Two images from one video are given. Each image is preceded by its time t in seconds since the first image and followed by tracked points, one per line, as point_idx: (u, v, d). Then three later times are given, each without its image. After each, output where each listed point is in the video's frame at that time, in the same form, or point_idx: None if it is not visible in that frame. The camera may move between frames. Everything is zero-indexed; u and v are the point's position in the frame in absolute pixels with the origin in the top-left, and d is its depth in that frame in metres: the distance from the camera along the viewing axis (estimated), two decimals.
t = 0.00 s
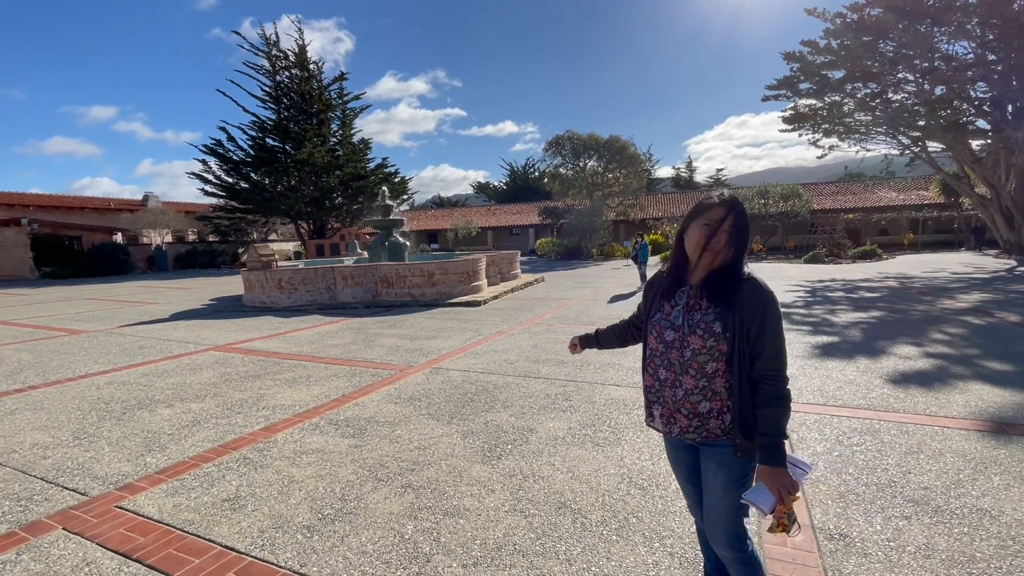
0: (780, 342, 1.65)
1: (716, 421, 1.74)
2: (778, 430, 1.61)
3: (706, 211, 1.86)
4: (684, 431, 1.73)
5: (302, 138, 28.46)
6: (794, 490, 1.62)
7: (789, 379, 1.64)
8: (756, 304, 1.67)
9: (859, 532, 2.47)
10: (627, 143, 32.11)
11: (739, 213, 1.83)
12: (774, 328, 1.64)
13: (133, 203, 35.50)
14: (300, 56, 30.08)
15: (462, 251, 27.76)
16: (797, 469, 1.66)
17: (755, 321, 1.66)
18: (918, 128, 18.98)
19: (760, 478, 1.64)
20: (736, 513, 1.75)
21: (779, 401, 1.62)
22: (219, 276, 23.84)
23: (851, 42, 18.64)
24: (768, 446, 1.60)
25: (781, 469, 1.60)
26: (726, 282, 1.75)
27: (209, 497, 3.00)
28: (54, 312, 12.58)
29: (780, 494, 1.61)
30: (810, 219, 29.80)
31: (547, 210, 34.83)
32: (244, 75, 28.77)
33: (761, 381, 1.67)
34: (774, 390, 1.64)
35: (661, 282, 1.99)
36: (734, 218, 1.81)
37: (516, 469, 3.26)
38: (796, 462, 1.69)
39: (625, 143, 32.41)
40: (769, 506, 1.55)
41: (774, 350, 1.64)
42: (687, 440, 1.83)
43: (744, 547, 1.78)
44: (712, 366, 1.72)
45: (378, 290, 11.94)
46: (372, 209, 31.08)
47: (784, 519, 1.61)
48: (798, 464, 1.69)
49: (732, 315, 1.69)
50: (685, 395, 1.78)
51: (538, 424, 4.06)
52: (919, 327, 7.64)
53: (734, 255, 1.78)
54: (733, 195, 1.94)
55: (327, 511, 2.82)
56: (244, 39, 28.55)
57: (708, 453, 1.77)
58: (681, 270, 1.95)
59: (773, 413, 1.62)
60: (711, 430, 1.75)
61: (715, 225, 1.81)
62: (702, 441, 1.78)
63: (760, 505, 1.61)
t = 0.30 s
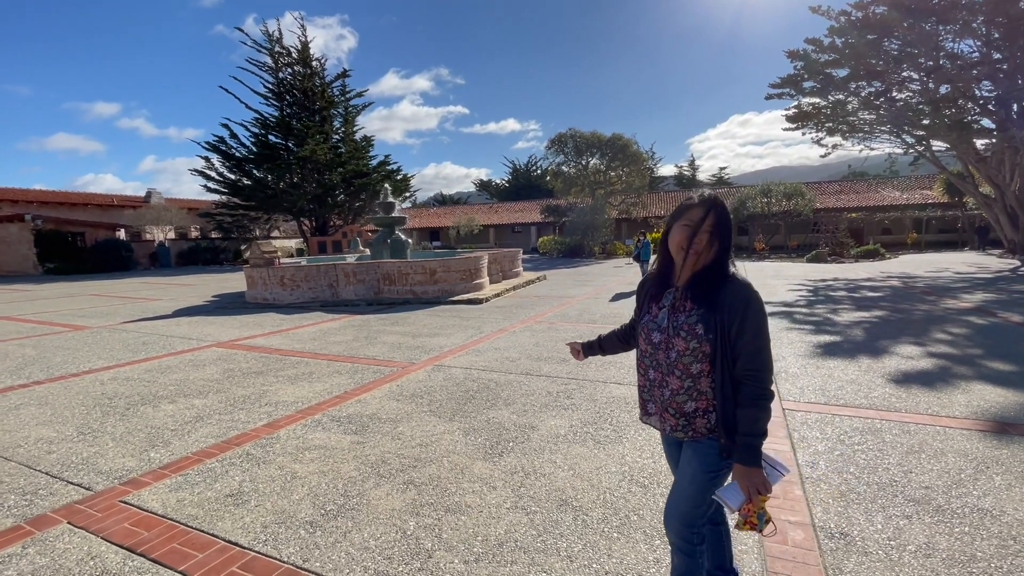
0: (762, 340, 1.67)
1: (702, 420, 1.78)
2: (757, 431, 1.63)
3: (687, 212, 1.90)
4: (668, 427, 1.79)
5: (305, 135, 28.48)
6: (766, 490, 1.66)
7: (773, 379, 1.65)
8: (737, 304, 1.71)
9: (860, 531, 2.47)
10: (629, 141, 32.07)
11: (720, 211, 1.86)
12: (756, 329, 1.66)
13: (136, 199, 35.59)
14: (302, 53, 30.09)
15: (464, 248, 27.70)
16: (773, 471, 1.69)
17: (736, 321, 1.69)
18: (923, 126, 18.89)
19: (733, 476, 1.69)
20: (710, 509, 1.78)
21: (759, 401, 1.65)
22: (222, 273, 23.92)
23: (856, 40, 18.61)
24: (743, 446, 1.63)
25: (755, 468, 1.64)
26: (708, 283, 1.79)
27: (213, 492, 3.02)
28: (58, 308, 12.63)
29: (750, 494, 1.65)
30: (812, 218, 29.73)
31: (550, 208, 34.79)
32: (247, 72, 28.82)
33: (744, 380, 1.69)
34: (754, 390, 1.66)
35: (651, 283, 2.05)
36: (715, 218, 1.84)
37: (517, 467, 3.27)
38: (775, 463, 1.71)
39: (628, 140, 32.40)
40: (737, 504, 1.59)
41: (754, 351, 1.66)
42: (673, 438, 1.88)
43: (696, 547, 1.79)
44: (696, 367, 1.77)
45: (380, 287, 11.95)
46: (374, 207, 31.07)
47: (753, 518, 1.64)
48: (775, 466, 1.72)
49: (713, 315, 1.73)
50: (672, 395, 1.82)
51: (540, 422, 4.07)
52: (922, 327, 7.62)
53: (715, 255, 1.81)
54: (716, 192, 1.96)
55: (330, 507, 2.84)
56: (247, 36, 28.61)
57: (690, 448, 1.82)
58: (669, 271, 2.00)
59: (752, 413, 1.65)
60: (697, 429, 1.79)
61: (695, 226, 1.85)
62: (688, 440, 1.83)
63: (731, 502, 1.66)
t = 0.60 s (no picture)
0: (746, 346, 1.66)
1: (681, 425, 1.80)
2: (740, 440, 1.64)
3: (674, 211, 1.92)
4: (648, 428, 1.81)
5: (309, 132, 28.54)
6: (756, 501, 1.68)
7: (757, 388, 1.65)
8: (719, 308, 1.70)
9: (869, 529, 2.46)
10: (634, 138, 31.99)
11: (707, 209, 1.87)
12: (739, 333, 1.65)
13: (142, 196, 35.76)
14: (307, 50, 30.12)
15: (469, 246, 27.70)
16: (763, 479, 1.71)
17: (716, 326, 1.69)
18: (930, 124, 18.76)
19: (725, 484, 1.71)
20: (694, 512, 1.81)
21: (744, 411, 1.64)
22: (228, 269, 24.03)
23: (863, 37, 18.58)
24: (733, 457, 1.63)
25: (746, 479, 1.65)
26: (691, 284, 1.81)
27: (222, 487, 3.04)
28: (66, 304, 12.72)
29: (739, 503, 1.68)
30: (818, 216, 29.60)
31: (553, 205, 34.76)
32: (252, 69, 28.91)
33: (727, 388, 1.69)
34: (738, 400, 1.65)
35: (641, 281, 2.08)
36: (700, 218, 1.86)
37: (524, 463, 3.28)
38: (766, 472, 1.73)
39: (632, 137, 32.29)
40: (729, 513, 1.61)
41: (737, 358, 1.65)
42: (657, 441, 1.90)
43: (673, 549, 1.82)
44: (675, 370, 1.78)
45: (384, 284, 11.97)
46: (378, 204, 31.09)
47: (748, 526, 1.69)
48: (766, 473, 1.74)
49: (694, 318, 1.74)
50: (652, 398, 1.85)
51: (547, 418, 4.07)
52: (929, 325, 7.57)
53: (700, 255, 1.83)
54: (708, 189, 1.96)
55: (338, 502, 2.85)
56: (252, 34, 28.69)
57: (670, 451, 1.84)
58: (658, 269, 2.03)
59: (739, 422, 1.64)
60: (675, 434, 1.80)
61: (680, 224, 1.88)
62: (667, 444, 1.84)
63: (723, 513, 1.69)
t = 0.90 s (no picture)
0: (733, 350, 1.67)
1: (664, 422, 1.85)
2: (716, 445, 1.65)
3: (675, 203, 1.93)
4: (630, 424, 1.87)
5: (315, 130, 28.62)
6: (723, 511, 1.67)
7: (741, 392, 1.65)
8: (709, 307, 1.71)
9: (886, 527, 2.44)
10: (640, 135, 31.86)
11: (709, 204, 1.88)
12: (726, 334, 1.66)
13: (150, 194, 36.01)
14: (313, 48, 30.19)
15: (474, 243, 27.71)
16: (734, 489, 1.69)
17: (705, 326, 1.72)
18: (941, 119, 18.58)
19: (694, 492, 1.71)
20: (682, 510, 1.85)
21: (725, 415, 1.66)
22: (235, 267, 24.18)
23: (873, 31, 18.50)
24: (704, 462, 1.64)
25: (714, 486, 1.65)
26: (685, 282, 1.83)
27: (236, 482, 3.06)
28: (76, 301, 12.83)
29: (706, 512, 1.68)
30: (826, 212, 29.40)
31: (559, 202, 34.71)
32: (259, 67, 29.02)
33: (711, 389, 1.71)
34: (719, 403, 1.67)
35: (638, 271, 2.11)
36: (701, 213, 1.87)
37: (536, 460, 3.27)
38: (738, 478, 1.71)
39: (639, 134, 32.14)
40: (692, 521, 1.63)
41: (722, 359, 1.67)
42: (644, 437, 1.96)
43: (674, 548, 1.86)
44: (662, 368, 1.83)
45: (391, 281, 11.98)
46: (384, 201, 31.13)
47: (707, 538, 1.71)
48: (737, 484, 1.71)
49: (684, 315, 1.78)
50: (636, 393, 1.92)
51: (557, 415, 4.06)
52: (941, 323, 7.50)
53: (697, 251, 1.85)
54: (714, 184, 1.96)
55: (351, 497, 2.86)
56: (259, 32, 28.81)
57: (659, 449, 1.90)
58: (656, 261, 2.05)
59: (717, 426, 1.65)
60: (659, 430, 1.86)
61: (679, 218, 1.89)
62: (652, 439, 1.90)
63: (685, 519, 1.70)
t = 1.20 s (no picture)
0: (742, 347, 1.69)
1: (673, 421, 1.85)
2: (718, 442, 1.67)
3: (684, 196, 1.91)
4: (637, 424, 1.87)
5: (322, 128, 28.70)
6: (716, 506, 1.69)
7: (745, 387, 1.67)
8: (719, 306, 1.73)
9: (906, 526, 2.41)
10: (646, 132, 31.75)
11: (719, 198, 1.86)
12: (735, 332, 1.68)
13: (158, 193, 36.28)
14: (319, 46, 30.27)
15: (480, 241, 27.71)
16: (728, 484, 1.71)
17: (715, 324, 1.73)
18: (953, 114, 18.38)
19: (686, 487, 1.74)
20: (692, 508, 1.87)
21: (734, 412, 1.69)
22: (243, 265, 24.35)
23: (884, 25, 18.52)
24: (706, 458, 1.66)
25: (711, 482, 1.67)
26: (693, 279, 1.82)
27: (248, 479, 3.06)
28: (87, 298, 12.95)
29: (699, 506, 1.71)
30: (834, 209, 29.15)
31: (565, 200, 34.65)
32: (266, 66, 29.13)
33: (717, 386, 1.73)
34: (723, 400, 1.69)
35: (643, 263, 2.09)
36: (711, 207, 1.85)
37: (547, 458, 3.25)
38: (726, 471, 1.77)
39: (645, 131, 32.00)
40: (684, 514, 1.66)
41: (732, 356, 1.69)
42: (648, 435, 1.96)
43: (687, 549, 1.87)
44: (669, 365, 1.83)
45: (398, 279, 11.99)
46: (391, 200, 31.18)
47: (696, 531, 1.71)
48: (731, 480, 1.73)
49: (692, 312, 1.78)
50: (642, 390, 1.91)
51: (567, 413, 4.04)
52: (955, 320, 7.40)
53: (705, 247, 1.84)
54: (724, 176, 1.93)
55: (362, 495, 2.85)
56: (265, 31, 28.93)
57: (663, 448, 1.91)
58: (660, 253, 2.04)
59: (722, 423, 1.67)
60: (667, 429, 1.86)
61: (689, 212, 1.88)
62: (658, 437, 1.90)
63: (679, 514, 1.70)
